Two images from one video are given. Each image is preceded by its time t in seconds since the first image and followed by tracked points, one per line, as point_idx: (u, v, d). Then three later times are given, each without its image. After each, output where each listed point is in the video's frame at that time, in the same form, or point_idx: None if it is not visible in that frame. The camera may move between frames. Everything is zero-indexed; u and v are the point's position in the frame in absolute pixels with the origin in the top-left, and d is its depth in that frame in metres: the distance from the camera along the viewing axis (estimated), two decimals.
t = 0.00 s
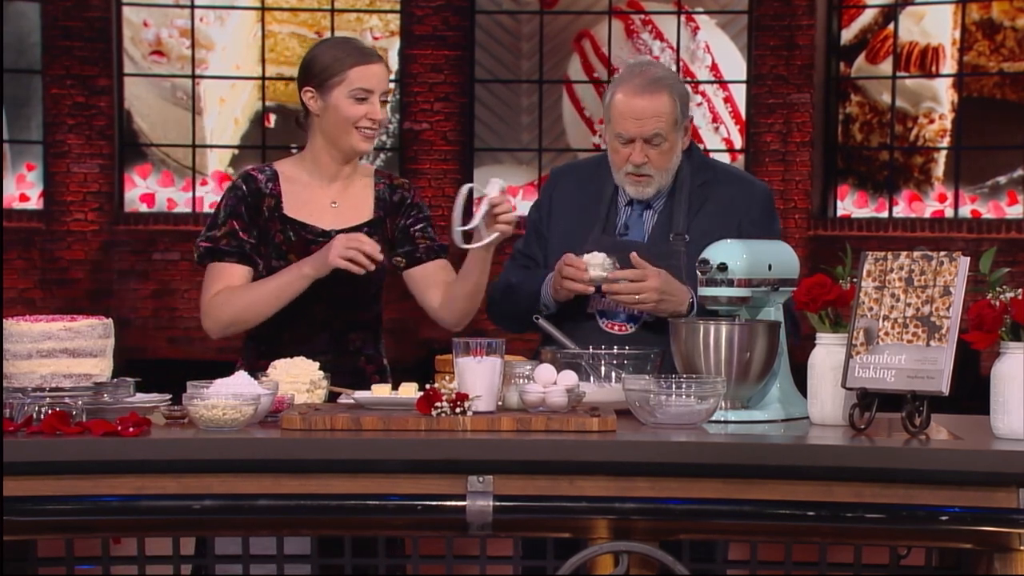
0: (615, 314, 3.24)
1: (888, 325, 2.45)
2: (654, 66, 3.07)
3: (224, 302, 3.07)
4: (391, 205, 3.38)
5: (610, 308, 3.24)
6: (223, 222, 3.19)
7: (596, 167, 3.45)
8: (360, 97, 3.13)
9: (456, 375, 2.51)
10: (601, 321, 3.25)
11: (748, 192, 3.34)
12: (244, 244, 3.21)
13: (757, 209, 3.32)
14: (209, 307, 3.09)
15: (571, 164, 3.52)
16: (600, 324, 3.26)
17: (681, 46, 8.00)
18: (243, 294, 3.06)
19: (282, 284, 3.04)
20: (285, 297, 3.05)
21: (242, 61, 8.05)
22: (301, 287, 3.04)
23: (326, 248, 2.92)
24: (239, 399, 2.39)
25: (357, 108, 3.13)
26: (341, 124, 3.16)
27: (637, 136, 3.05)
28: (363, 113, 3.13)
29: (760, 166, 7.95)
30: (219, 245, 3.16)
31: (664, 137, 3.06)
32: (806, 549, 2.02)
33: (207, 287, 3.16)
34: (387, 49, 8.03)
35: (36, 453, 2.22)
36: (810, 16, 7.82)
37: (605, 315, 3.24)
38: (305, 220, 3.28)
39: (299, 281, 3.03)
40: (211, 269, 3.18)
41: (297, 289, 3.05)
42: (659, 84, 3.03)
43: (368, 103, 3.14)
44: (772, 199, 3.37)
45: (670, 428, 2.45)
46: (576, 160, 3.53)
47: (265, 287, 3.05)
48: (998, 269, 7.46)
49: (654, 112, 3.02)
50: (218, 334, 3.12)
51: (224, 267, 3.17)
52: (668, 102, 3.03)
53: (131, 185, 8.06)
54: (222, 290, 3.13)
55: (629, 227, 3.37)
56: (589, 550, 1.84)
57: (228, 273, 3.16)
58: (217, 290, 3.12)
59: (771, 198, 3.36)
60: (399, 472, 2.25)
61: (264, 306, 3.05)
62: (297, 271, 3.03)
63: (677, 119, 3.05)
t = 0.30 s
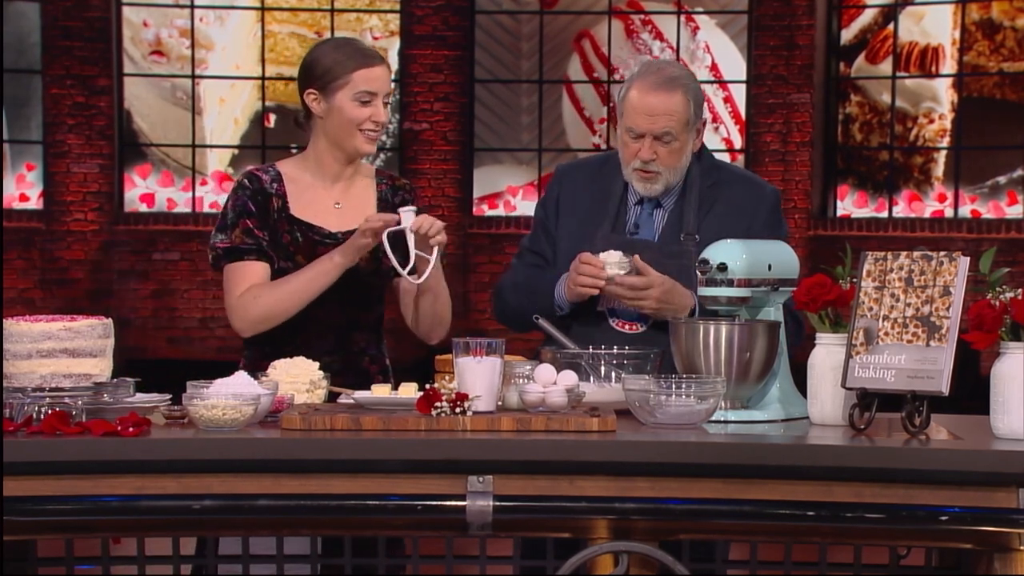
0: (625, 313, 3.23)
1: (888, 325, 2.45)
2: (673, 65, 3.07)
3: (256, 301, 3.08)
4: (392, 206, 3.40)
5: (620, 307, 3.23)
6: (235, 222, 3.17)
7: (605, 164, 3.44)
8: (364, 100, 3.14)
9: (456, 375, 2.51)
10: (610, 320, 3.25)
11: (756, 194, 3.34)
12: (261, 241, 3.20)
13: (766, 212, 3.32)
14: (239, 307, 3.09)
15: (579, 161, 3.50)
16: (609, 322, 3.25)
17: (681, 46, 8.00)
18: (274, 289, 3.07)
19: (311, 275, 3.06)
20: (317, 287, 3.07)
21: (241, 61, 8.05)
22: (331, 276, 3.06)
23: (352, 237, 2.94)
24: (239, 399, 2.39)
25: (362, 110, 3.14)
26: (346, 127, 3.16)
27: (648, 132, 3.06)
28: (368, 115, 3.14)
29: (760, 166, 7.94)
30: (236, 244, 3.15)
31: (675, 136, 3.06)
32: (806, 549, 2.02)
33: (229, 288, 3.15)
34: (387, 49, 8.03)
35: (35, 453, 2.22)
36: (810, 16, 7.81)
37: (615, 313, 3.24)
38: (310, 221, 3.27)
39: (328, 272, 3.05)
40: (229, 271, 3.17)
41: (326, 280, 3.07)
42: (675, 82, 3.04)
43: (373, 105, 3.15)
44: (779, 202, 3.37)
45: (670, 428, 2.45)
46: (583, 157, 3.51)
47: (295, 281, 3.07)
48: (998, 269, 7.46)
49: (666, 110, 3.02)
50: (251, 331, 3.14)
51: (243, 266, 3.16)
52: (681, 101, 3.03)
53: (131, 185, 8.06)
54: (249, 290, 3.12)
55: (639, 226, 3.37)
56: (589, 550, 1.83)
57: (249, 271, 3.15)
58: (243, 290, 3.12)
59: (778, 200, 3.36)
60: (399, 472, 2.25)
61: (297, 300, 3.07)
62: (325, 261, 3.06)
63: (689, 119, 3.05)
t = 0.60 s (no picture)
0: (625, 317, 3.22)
1: (888, 325, 2.45)
2: (663, 72, 3.09)
3: (272, 295, 3.08)
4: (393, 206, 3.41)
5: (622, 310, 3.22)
6: (241, 221, 3.18)
7: (602, 168, 3.44)
8: (365, 101, 3.15)
9: (456, 375, 2.51)
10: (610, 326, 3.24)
11: (756, 194, 3.33)
12: (269, 239, 3.20)
13: (766, 211, 3.31)
14: (257, 304, 3.09)
15: (577, 164, 3.51)
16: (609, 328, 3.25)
17: (681, 46, 8.00)
18: (292, 285, 3.08)
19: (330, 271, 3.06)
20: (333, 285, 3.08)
21: (241, 61, 8.06)
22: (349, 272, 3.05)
23: (367, 230, 2.92)
24: (238, 399, 2.39)
25: (364, 111, 3.14)
26: (347, 128, 3.17)
27: (634, 137, 3.06)
28: (369, 116, 3.15)
29: (760, 166, 7.93)
30: (247, 241, 3.16)
31: (662, 143, 3.06)
32: (806, 549, 2.02)
33: (245, 283, 3.15)
34: (387, 49, 8.02)
35: (35, 453, 2.22)
36: (810, 16, 7.81)
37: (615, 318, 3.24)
38: (314, 221, 3.28)
39: (347, 268, 3.05)
40: (240, 267, 3.17)
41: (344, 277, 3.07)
42: (663, 88, 3.04)
43: (374, 106, 3.15)
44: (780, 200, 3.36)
45: (669, 428, 2.45)
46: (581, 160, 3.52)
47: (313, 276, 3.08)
48: (997, 269, 7.45)
49: (652, 116, 3.02)
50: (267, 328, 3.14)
51: (256, 261, 3.16)
52: (668, 108, 3.03)
53: (131, 185, 8.06)
54: (266, 284, 3.12)
55: (638, 230, 3.38)
56: (589, 550, 1.83)
57: (261, 266, 3.15)
58: (260, 285, 3.12)
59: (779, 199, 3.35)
60: (399, 472, 2.24)
61: (316, 295, 3.08)
62: (345, 256, 3.05)
63: (676, 125, 3.05)
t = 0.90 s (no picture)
0: (621, 322, 3.21)
1: (888, 325, 2.45)
2: (648, 77, 3.09)
3: (266, 298, 3.08)
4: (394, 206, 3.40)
5: (617, 316, 3.21)
6: (239, 222, 3.17)
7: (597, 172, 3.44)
8: (365, 101, 3.15)
9: (456, 375, 2.51)
10: (608, 330, 3.22)
11: (752, 194, 3.33)
12: (267, 240, 3.19)
13: (762, 211, 3.31)
14: (250, 305, 3.09)
15: (571, 170, 3.51)
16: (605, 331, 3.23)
17: (681, 46, 8.00)
18: (285, 289, 3.07)
19: (323, 275, 3.05)
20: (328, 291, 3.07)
21: (241, 61, 8.06)
22: (344, 277, 3.04)
23: (364, 233, 2.91)
24: (238, 399, 2.39)
25: (363, 112, 3.14)
26: (346, 128, 3.17)
27: (619, 145, 3.06)
28: (369, 117, 3.15)
29: (759, 166, 7.94)
30: (243, 243, 3.15)
31: (647, 149, 3.06)
32: (806, 549, 2.02)
33: (239, 285, 3.14)
34: (387, 49, 8.02)
35: (35, 453, 2.22)
36: (810, 16, 7.80)
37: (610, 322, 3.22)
38: (314, 221, 3.28)
39: (342, 272, 3.04)
40: (236, 269, 3.15)
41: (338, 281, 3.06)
42: (647, 94, 3.04)
43: (373, 106, 3.16)
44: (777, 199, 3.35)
45: (669, 428, 2.45)
46: (575, 165, 3.52)
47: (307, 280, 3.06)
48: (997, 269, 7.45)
49: (636, 122, 3.02)
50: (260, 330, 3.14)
51: (252, 263, 3.15)
52: (651, 114, 3.03)
53: (131, 185, 8.06)
54: (260, 286, 3.11)
55: (632, 233, 3.36)
56: (589, 550, 1.83)
57: (256, 268, 3.14)
58: (254, 287, 3.11)
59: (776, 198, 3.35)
60: (399, 472, 2.24)
61: (309, 299, 3.07)
62: (340, 261, 3.04)
63: (660, 130, 3.05)
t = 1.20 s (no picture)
0: (619, 324, 3.16)
1: (888, 325, 2.45)
2: (645, 78, 3.08)
3: (257, 301, 3.08)
4: (393, 205, 3.40)
5: (614, 317, 3.17)
6: (233, 224, 3.17)
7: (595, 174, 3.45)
8: (363, 102, 3.14)
9: (456, 375, 2.51)
10: (604, 331, 3.18)
11: (749, 192, 3.33)
12: (262, 242, 3.19)
13: (759, 209, 3.31)
14: (241, 308, 3.10)
15: (568, 173, 3.51)
16: (603, 333, 3.19)
17: (680, 46, 8.00)
18: (276, 292, 3.07)
19: (311, 281, 3.05)
20: (319, 295, 3.06)
21: (241, 61, 8.06)
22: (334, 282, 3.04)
23: (354, 242, 2.92)
24: (238, 399, 2.39)
25: (361, 112, 3.14)
26: (344, 129, 3.17)
27: (620, 148, 3.06)
28: (366, 118, 3.14)
29: (759, 166, 7.93)
30: (236, 244, 3.15)
31: (647, 151, 3.06)
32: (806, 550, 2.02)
33: (232, 287, 3.15)
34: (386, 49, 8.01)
35: (34, 453, 2.22)
36: (810, 16, 7.80)
37: (608, 324, 3.17)
38: (311, 221, 3.27)
39: (332, 278, 3.03)
40: (230, 271, 3.16)
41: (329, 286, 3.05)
42: (646, 95, 3.04)
43: (371, 107, 3.15)
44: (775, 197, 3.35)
45: (669, 428, 2.45)
46: (572, 168, 3.52)
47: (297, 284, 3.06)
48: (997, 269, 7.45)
49: (636, 125, 3.02)
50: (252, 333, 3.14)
51: (245, 266, 3.15)
52: (651, 116, 3.03)
53: (130, 185, 8.06)
54: (252, 289, 3.12)
55: (630, 235, 3.36)
56: (589, 550, 1.83)
57: (250, 271, 3.14)
58: (245, 290, 3.12)
59: (773, 197, 3.34)
60: (399, 472, 2.24)
61: (299, 303, 3.06)
62: (329, 266, 3.03)
63: (659, 131, 3.05)
